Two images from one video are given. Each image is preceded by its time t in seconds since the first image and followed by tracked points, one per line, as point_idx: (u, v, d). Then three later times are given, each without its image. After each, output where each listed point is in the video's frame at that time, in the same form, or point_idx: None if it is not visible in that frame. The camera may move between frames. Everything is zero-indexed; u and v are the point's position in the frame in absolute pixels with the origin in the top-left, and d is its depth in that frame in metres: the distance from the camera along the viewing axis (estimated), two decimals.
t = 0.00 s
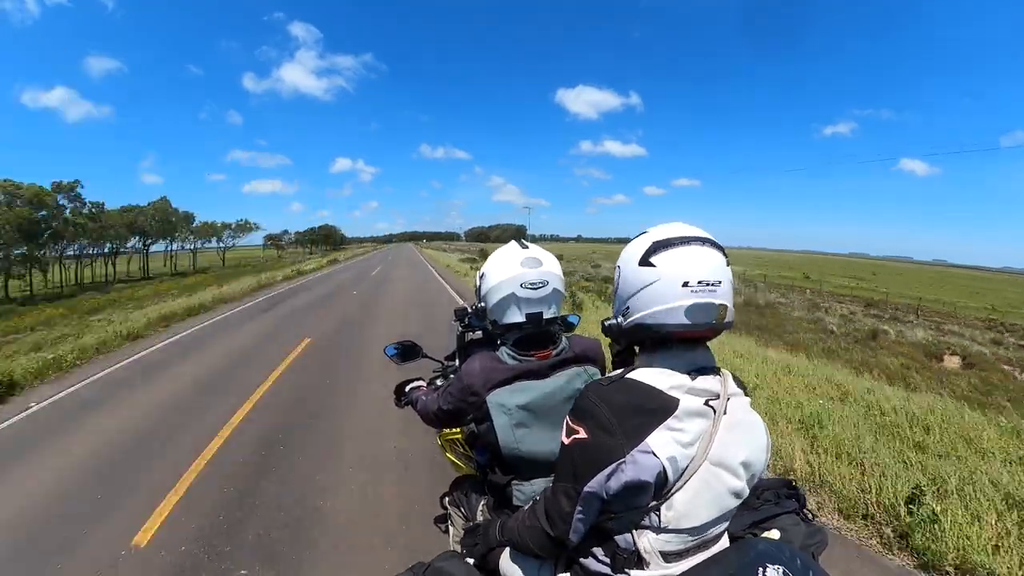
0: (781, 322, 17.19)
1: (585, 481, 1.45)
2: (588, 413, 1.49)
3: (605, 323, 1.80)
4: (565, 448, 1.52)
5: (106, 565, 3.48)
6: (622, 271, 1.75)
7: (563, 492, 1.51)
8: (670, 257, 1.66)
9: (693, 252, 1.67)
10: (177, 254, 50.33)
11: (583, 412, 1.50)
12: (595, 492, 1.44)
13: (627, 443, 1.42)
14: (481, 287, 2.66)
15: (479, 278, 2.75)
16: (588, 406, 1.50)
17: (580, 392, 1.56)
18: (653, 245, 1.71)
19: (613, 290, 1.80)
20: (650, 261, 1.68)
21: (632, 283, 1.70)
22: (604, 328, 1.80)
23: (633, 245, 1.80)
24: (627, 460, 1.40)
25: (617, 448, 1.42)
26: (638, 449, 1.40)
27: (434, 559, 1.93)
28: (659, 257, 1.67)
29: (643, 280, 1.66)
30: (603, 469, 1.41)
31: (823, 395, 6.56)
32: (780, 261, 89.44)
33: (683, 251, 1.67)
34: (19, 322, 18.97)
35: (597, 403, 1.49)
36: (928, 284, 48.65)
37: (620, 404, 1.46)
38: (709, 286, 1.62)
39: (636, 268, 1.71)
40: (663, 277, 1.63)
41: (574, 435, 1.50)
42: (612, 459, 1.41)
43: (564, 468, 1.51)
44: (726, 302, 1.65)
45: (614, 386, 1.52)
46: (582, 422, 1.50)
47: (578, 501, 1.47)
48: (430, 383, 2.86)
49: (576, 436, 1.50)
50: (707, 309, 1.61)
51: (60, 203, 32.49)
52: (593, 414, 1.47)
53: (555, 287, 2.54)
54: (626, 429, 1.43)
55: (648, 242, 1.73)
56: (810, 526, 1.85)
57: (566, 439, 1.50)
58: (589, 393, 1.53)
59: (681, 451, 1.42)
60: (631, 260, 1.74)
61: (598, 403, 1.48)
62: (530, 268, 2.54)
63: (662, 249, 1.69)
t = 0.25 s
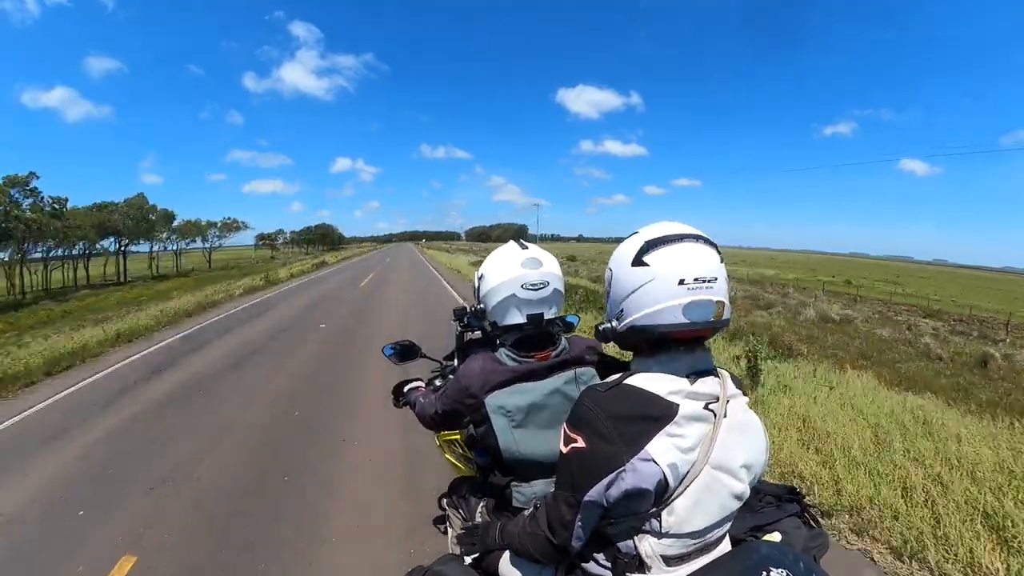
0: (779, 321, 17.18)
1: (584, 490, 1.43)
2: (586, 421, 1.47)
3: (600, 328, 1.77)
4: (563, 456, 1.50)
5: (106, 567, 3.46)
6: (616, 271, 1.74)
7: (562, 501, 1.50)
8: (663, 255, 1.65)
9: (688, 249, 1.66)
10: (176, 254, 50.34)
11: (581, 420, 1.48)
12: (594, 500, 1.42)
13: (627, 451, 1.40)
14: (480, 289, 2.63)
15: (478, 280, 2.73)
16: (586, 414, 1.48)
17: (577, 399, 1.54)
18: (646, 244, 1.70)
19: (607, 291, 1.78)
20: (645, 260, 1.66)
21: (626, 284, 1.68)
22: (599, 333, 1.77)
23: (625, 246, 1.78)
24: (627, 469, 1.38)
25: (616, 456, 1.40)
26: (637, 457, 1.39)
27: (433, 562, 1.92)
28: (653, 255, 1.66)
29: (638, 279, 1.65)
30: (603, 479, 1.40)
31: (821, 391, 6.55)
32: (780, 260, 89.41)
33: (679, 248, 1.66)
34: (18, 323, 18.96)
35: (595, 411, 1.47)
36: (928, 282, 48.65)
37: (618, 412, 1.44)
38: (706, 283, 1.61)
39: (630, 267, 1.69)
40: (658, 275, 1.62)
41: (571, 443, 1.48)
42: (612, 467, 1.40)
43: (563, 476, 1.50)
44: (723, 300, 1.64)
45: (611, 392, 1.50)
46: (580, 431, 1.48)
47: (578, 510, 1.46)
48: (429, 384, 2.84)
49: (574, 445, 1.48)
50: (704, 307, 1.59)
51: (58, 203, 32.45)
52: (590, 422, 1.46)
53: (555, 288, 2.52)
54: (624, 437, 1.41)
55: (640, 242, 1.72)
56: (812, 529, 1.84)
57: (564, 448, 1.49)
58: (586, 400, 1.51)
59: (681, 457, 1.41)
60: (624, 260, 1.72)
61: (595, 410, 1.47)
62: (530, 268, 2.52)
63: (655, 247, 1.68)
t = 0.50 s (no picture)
0: (777, 321, 17.21)
1: (577, 494, 1.45)
2: (578, 428, 1.49)
3: (588, 327, 1.79)
4: (555, 462, 1.52)
5: (104, 566, 3.50)
6: (604, 272, 1.76)
7: (555, 505, 1.51)
8: (649, 256, 1.67)
9: (674, 250, 1.68)
10: (175, 254, 50.36)
11: (574, 425, 1.50)
12: (586, 505, 1.44)
13: (618, 455, 1.42)
14: (476, 289, 2.65)
15: (474, 282, 2.74)
16: (578, 420, 1.50)
17: (570, 404, 1.56)
18: (634, 245, 1.72)
19: (595, 291, 1.80)
20: (631, 260, 1.69)
21: (613, 284, 1.70)
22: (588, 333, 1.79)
23: (614, 248, 1.80)
24: (619, 473, 1.40)
25: (608, 461, 1.42)
26: (629, 462, 1.40)
27: (423, 559, 1.94)
28: (641, 255, 1.68)
29: (623, 279, 1.67)
30: (595, 483, 1.42)
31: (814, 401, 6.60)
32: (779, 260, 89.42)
33: (663, 249, 1.67)
34: (17, 324, 18.99)
35: (587, 416, 1.49)
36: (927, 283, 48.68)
37: (610, 417, 1.46)
38: (689, 284, 1.62)
39: (617, 267, 1.71)
40: (644, 275, 1.64)
41: (564, 449, 1.50)
42: (604, 472, 1.41)
43: (555, 480, 1.52)
44: (707, 301, 1.65)
45: (602, 397, 1.52)
46: (573, 437, 1.50)
47: (571, 514, 1.47)
48: (423, 383, 2.85)
49: (566, 451, 1.50)
50: (688, 308, 1.61)
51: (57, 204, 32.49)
52: (583, 427, 1.48)
53: (550, 289, 2.55)
54: (616, 441, 1.43)
55: (630, 243, 1.74)
56: (799, 532, 1.86)
57: (556, 453, 1.51)
58: (579, 406, 1.53)
59: (671, 460, 1.43)
60: (612, 261, 1.75)
61: (587, 415, 1.49)
62: (528, 270, 2.54)
63: (642, 249, 1.70)
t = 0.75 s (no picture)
0: (776, 322, 17.23)
1: (575, 496, 1.45)
2: (578, 430, 1.48)
3: (593, 335, 1.78)
4: (555, 464, 1.52)
5: (104, 568, 3.50)
6: (610, 281, 1.73)
7: (554, 508, 1.51)
8: (660, 267, 1.65)
9: (683, 260, 1.68)
10: (174, 253, 50.29)
11: (573, 427, 1.50)
12: (585, 507, 1.44)
13: (618, 458, 1.41)
14: (475, 291, 2.64)
15: (472, 282, 2.73)
16: (578, 423, 1.49)
17: (569, 407, 1.55)
18: (641, 255, 1.70)
19: (599, 299, 1.78)
20: (642, 271, 1.67)
21: (623, 296, 1.67)
22: (592, 343, 1.78)
23: (618, 254, 1.77)
24: (618, 476, 1.40)
25: (607, 463, 1.41)
26: (628, 465, 1.40)
27: (420, 561, 1.93)
28: (651, 266, 1.66)
29: (635, 290, 1.65)
30: (594, 486, 1.41)
31: (815, 404, 6.62)
32: (779, 260, 89.43)
33: (673, 260, 1.67)
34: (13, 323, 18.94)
35: (587, 419, 1.48)
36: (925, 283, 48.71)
37: (610, 420, 1.45)
38: (701, 295, 1.64)
39: (626, 277, 1.69)
40: (657, 286, 1.62)
41: (563, 451, 1.50)
42: (603, 475, 1.41)
43: (554, 483, 1.51)
44: (715, 311, 1.68)
45: (602, 401, 1.51)
46: (572, 439, 1.50)
47: (570, 517, 1.47)
48: (422, 384, 2.85)
49: (565, 453, 1.50)
50: (699, 319, 1.62)
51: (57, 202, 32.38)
52: (582, 430, 1.47)
53: (549, 290, 2.54)
54: (616, 444, 1.42)
55: (637, 252, 1.72)
56: (800, 541, 1.85)
57: (555, 455, 1.50)
58: (579, 408, 1.53)
59: (671, 464, 1.42)
60: (619, 271, 1.72)
61: (587, 418, 1.48)
62: (526, 271, 2.54)
63: (650, 259, 1.68)
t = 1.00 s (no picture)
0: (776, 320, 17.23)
1: (578, 492, 1.46)
2: (581, 426, 1.49)
3: (596, 331, 1.79)
4: (557, 461, 1.53)
5: (105, 567, 3.52)
6: (615, 278, 1.74)
7: (556, 504, 1.52)
8: (666, 264, 1.66)
9: (689, 259, 1.69)
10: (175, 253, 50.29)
11: (575, 423, 1.51)
12: (588, 503, 1.45)
13: (620, 454, 1.42)
14: (476, 289, 2.65)
15: (473, 279, 2.74)
16: (581, 419, 1.50)
17: (571, 404, 1.56)
18: (648, 253, 1.71)
19: (602, 295, 1.79)
20: (648, 268, 1.68)
21: (628, 292, 1.69)
22: (595, 338, 1.79)
23: (624, 252, 1.78)
24: (621, 471, 1.41)
25: (610, 459, 1.42)
26: (631, 460, 1.41)
27: (422, 558, 1.95)
28: (657, 263, 1.67)
29: (641, 287, 1.66)
30: (598, 482, 1.42)
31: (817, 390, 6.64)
32: (780, 260, 89.44)
33: (678, 258, 1.68)
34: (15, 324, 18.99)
35: (589, 415, 1.49)
36: (926, 282, 48.69)
37: (612, 416, 1.47)
38: (706, 294, 1.64)
39: (632, 274, 1.70)
40: (663, 284, 1.63)
41: (566, 447, 1.51)
42: (606, 471, 1.42)
43: (557, 480, 1.52)
44: (719, 311, 1.68)
45: (604, 397, 1.52)
46: (575, 435, 1.51)
47: (573, 513, 1.48)
48: (424, 382, 2.86)
49: (568, 449, 1.51)
50: (704, 317, 1.63)
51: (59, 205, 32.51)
52: (585, 426, 1.48)
53: (550, 287, 2.56)
54: (618, 440, 1.43)
55: (643, 249, 1.73)
56: (800, 537, 1.86)
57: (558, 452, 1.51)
58: (581, 405, 1.54)
59: (672, 460, 1.43)
60: (624, 268, 1.73)
61: (589, 414, 1.49)
62: (527, 268, 2.55)
63: (656, 257, 1.69)
